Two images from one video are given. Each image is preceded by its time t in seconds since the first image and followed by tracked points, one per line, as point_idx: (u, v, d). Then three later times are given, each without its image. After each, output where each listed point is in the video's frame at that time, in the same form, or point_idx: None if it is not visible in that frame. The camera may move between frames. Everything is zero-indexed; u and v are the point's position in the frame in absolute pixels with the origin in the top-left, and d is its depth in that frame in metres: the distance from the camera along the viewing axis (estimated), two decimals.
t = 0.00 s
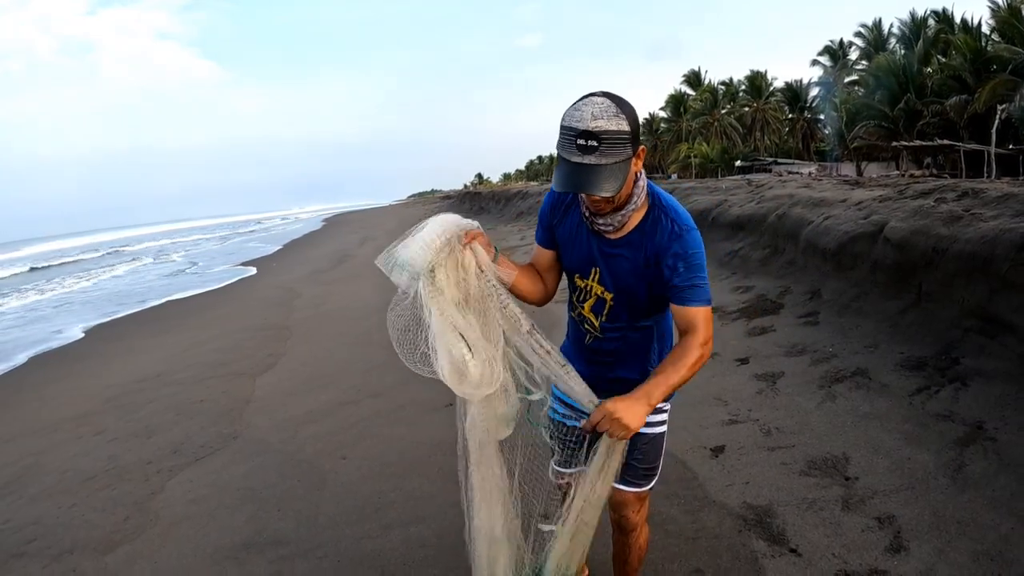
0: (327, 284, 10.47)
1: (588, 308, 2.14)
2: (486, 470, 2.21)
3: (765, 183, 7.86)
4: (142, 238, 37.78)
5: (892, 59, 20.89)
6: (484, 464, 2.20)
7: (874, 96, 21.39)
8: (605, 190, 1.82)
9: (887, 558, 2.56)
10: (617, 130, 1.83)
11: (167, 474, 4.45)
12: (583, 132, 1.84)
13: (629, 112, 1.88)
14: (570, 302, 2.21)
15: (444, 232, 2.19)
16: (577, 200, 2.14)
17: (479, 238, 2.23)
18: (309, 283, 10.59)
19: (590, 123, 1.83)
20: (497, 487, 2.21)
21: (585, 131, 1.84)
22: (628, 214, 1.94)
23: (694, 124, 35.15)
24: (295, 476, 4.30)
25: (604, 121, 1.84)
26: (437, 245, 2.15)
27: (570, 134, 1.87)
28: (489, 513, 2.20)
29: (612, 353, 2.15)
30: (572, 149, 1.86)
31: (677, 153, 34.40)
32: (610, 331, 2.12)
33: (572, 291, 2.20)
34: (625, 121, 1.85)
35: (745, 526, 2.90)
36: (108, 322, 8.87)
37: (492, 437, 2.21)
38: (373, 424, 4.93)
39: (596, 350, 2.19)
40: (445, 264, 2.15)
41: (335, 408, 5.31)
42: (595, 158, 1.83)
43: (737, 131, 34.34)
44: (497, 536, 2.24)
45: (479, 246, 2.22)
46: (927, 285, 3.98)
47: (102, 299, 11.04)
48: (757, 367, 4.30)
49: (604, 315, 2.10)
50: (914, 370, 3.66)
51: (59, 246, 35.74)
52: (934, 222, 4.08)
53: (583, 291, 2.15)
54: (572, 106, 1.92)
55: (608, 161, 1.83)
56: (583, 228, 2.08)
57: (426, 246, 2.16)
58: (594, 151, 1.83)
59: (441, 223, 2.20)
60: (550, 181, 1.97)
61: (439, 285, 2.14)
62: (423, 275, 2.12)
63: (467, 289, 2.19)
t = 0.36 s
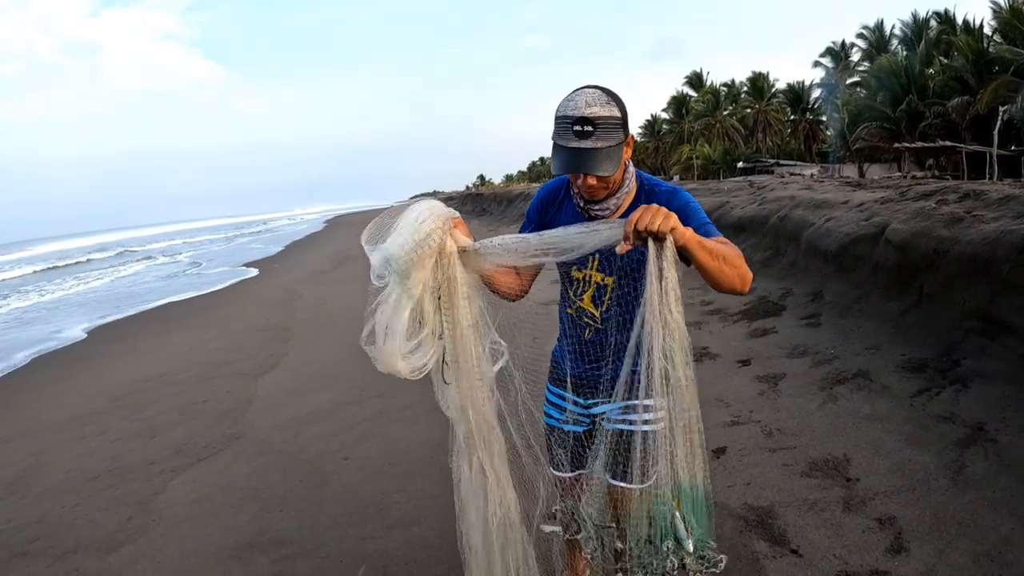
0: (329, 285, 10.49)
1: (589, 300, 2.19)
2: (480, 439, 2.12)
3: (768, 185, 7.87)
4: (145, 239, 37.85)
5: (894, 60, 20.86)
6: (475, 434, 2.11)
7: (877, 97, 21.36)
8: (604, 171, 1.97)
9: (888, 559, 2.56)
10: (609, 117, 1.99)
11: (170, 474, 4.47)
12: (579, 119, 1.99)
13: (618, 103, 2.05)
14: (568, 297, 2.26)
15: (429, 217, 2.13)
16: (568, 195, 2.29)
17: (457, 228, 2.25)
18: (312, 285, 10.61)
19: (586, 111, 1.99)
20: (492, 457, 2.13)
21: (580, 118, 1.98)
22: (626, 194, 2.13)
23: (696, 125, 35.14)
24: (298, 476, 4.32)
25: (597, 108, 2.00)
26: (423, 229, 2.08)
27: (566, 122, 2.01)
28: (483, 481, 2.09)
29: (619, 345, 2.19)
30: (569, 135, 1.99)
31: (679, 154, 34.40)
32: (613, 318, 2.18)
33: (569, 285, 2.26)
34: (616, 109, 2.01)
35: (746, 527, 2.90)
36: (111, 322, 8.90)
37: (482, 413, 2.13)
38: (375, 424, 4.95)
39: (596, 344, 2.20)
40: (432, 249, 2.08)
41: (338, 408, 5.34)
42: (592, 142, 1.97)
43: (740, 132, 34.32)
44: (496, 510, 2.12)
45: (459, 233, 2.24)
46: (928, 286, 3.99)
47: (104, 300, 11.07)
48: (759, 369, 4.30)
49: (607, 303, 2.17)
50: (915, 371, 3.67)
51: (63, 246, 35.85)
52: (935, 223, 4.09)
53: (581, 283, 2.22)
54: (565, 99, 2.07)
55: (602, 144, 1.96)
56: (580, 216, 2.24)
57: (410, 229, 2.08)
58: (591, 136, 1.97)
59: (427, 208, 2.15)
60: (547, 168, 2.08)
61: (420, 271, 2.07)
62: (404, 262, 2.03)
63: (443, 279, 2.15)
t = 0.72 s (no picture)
0: (333, 286, 10.50)
1: (591, 295, 2.19)
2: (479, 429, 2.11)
3: (772, 185, 7.85)
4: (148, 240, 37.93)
5: (896, 60, 20.82)
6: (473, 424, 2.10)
7: (879, 97, 21.30)
8: (607, 169, 2.11)
9: (893, 559, 2.56)
10: (608, 116, 2.04)
11: (174, 475, 4.48)
12: (579, 119, 2.04)
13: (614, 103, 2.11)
14: (567, 294, 2.25)
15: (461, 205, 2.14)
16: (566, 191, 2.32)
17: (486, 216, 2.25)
18: (315, 286, 10.62)
19: (585, 110, 2.04)
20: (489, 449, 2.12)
21: (581, 118, 2.03)
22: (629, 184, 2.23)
23: (698, 126, 35.10)
24: (302, 477, 4.33)
25: (596, 107, 2.05)
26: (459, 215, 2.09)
27: (566, 122, 2.06)
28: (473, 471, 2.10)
29: (622, 342, 2.19)
30: (571, 135, 2.06)
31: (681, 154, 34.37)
32: (616, 311, 2.18)
33: (569, 282, 2.24)
34: (614, 107, 2.07)
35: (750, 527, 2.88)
36: (114, 323, 8.92)
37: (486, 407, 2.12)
38: (379, 425, 4.96)
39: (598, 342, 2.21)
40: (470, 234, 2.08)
41: (342, 409, 5.35)
42: (592, 142, 2.06)
43: (742, 132, 34.28)
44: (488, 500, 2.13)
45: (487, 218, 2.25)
46: (932, 286, 3.99)
47: (108, 301, 11.10)
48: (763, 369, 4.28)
49: (609, 296, 2.17)
50: (919, 371, 3.67)
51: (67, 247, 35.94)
52: (938, 223, 4.09)
53: (581, 279, 2.21)
54: (563, 99, 2.11)
55: (604, 143, 2.06)
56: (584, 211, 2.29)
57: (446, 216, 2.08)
58: (591, 135, 2.05)
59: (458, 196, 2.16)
60: (550, 167, 2.18)
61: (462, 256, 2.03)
62: (449, 246, 2.00)
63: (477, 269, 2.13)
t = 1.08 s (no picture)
0: (342, 284, 10.56)
1: (597, 295, 2.19)
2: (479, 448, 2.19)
3: (780, 183, 7.83)
4: (160, 238, 38.29)
5: (908, 59, 20.66)
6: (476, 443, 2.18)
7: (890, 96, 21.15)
8: (623, 166, 1.97)
9: (897, 559, 2.54)
10: (621, 112, 1.98)
11: (182, 470, 4.54)
12: (592, 115, 1.95)
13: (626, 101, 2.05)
14: (573, 293, 2.26)
15: (462, 223, 2.14)
16: (571, 192, 2.29)
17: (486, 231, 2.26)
18: (324, 283, 10.69)
19: (598, 106, 1.96)
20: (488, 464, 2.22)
21: (594, 114, 1.95)
22: (634, 188, 2.12)
23: (708, 124, 34.94)
24: (310, 473, 4.37)
25: (609, 103, 1.98)
26: (459, 235, 2.10)
27: (579, 119, 1.98)
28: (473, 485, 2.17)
29: (630, 340, 2.20)
30: (583, 132, 1.95)
31: (691, 153, 34.23)
32: (624, 311, 2.19)
33: (574, 280, 2.24)
34: (627, 105, 2.00)
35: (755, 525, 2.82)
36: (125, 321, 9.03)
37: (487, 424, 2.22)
38: (385, 423, 4.99)
39: (605, 342, 2.22)
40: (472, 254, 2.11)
41: (349, 406, 5.38)
42: (607, 138, 1.93)
43: (752, 131, 34.10)
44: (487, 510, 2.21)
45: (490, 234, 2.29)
46: (940, 285, 3.97)
47: (119, 299, 11.24)
48: (770, 368, 4.20)
49: (616, 295, 2.18)
50: (927, 370, 3.65)
51: (80, 245, 36.34)
52: (947, 222, 4.08)
53: (587, 279, 2.21)
54: (573, 96, 2.03)
55: (618, 139, 1.94)
56: (586, 213, 2.24)
57: (447, 236, 2.08)
58: (605, 131, 1.94)
59: (456, 212, 2.16)
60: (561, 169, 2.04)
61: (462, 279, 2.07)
62: (448, 268, 2.02)
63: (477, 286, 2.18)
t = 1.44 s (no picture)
0: (353, 279, 10.65)
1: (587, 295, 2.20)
2: (481, 473, 2.25)
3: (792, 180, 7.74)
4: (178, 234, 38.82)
5: (925, 55, 20.35)
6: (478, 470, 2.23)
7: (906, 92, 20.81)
8: (609, 168, 1.94)
9: (894, 563, 2.45)
10: (611, 113, 1.95)
11: (190, 463, 4.61)
12: (580, 116, 1.94)
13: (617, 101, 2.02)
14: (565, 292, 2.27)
15: (444, 265, 2.16)
16: (564, 190, 2.22)
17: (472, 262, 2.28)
18: (335, 279, 10.78)
19: (586, 107, 1.94)
20: (491, 487, 2.27)
21: (583, 115, 1.93)
22: (625, 189, 2.03)
23: (723, 121, 34.59)
24: (313, 466, 4.42)
25: (598, 104, 1.95)
26: (442, 279, 2.13)
27: (567, 120, 1.96)
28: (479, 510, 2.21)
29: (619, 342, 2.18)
30: (570, 133, 1.94)
31: (706, 150, 33.95)
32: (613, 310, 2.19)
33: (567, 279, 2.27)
34: (617, 105, 1.97)
35: (751, 526, 2.74)
36: (141, 316, 9.18)
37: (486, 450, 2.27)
38: (389, 418, 5.02)
39: (594, 343, 2.21)
40: (454, 296, 2.15)
41: (354, 401, 5.43)
42: (594, 140, 1.92)
43: (768, 128, 33.72)
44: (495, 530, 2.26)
45: (476, 265, 2.31)
46: (950, 284, 3.90)
47: (135, 293, 11.43)
48: (775, 366, 4.14)
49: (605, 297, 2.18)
50: (933, 371, 3.58)
51: (100, 241, 36.97)
52: (956, 220, 4.01)
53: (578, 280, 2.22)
54: (564, 94, 2.01)
55: (605, 142, 1.92)
56: (577, 214, 2.15)
57: (428, 281, 2.12)
58: (592, 133, 1.92)
59: (439, 253, 2.18)
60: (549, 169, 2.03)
61: (444, 323, 2.12)
62: (429, 318, 2.08)
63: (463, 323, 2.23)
